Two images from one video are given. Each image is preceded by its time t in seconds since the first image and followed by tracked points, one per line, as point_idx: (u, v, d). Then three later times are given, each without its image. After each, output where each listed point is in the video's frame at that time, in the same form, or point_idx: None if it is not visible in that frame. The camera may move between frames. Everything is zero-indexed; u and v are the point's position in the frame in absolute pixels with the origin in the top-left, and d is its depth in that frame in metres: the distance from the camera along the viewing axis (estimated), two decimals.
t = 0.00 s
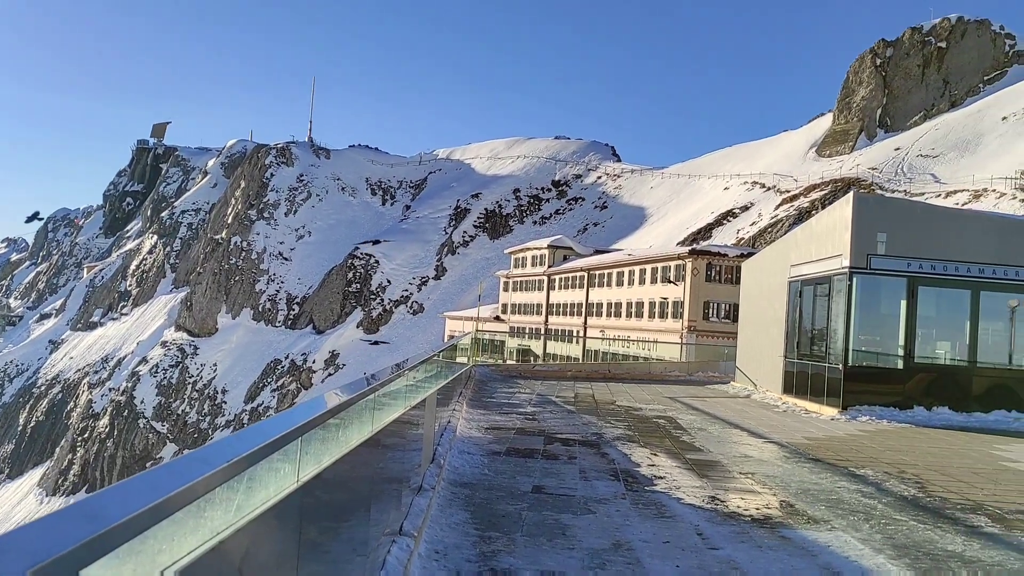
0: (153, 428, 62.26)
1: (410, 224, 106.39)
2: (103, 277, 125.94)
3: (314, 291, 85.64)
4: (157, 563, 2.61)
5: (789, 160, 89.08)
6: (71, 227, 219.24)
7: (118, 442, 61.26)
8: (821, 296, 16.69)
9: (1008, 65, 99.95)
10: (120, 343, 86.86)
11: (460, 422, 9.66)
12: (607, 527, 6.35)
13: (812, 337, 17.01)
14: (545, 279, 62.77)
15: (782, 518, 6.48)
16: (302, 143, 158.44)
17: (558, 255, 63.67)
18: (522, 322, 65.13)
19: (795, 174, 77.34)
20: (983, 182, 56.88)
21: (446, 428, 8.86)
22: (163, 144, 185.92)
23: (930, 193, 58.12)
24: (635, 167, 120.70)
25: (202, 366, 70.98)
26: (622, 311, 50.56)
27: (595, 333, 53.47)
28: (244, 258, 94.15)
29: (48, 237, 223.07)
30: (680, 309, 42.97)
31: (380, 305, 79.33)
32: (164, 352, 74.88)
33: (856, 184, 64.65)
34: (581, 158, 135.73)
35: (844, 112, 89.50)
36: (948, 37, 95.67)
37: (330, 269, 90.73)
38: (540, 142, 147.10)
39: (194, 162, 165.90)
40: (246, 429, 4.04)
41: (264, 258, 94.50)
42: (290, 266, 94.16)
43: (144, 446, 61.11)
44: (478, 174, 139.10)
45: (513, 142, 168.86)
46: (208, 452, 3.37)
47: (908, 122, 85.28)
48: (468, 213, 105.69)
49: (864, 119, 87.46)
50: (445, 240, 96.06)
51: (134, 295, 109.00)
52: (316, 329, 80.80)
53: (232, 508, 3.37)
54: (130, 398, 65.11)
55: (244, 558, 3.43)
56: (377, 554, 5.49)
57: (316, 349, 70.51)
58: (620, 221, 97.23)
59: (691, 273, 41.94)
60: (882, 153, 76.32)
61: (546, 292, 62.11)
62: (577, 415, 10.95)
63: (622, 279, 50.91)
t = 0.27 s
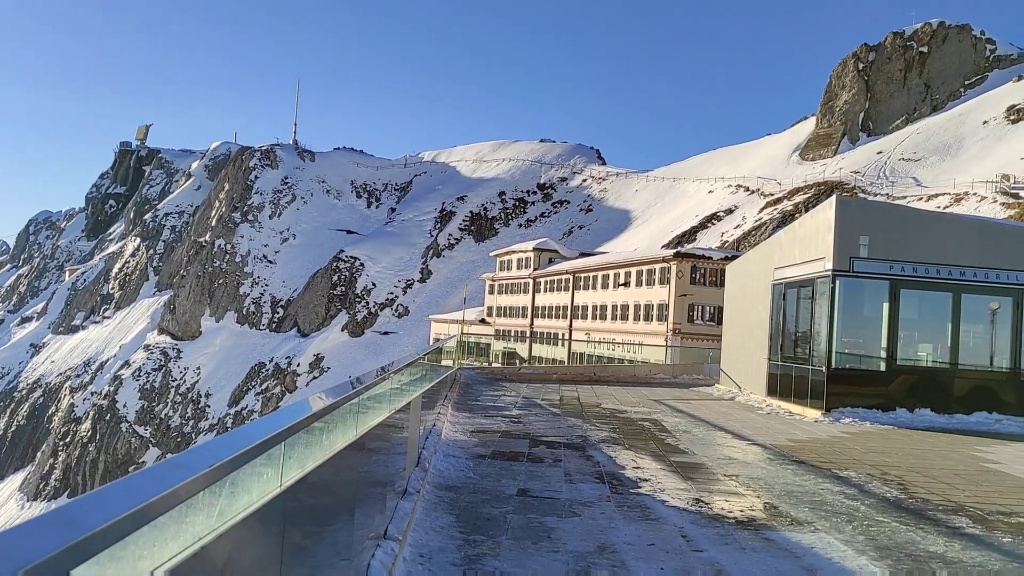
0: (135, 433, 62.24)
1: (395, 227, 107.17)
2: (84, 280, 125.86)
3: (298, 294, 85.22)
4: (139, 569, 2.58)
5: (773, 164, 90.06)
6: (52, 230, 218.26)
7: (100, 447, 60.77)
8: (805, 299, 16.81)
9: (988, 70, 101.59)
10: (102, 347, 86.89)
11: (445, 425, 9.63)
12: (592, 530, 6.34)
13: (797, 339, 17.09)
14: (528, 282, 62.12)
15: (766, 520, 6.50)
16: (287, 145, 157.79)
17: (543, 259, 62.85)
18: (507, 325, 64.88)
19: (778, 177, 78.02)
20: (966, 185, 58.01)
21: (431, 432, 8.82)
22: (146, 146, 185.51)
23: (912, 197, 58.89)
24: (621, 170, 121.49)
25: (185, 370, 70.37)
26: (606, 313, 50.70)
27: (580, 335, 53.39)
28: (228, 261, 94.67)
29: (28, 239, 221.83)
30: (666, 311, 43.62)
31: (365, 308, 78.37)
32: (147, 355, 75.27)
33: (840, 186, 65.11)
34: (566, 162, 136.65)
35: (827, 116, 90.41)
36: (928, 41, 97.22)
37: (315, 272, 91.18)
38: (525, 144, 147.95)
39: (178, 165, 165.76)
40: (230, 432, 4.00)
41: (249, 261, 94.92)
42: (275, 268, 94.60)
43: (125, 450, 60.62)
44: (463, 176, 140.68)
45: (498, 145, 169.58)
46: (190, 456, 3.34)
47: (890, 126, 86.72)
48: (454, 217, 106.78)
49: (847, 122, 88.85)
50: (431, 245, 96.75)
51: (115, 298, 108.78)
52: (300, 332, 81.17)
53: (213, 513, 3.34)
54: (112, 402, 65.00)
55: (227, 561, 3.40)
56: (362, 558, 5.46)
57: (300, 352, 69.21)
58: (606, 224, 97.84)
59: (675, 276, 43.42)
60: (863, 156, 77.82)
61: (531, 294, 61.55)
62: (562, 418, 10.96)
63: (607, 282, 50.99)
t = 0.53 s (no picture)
0: (118, 436, 61.80)
1: (380, 230, 107.90)
2: (65, 283, 125.90)
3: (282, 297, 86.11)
4: None
5: (757, 168, 91.04)
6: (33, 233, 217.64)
7: (82, 451, 60.30)
8: (788, 302, 16.90)
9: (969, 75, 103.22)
10: (83, 350, 86.95)
11: (430, 429, 9.61)
12: (576, 533, 6.32)
13: (780, 342, 17.18)
14: (513, 285, 62.54)
15: (750, 523, 6.52)
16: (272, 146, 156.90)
17: (528, 262, 63.07)
18: (492, 329, 64.57)
19: (762, 181, 78.72)
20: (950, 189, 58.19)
21: (415, 436, 8.80)
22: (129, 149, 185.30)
23: (895, 201, 59.51)
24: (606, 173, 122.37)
25: (167, 373, 70.03)
26: (592, 317, 51.03)
27: (566, 339, 53.75)
28: (212, 263, 93.82)
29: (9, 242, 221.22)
30: (652, 314, 43.81)
31: (350, 311, 80.53)
32: (130, 359, 75.16)
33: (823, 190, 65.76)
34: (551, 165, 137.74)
35: (810, 121, 92.00)
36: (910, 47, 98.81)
37: (299, 274, 91.10)
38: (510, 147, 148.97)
39: (161, 168, 165.91)
40: (213, 435, 3.96)
41: (232, 263, 93.26)
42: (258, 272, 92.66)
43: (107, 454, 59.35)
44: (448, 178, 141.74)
45: (483, 147, 170.40)
46: (172, 461, 3.30)
47: (872, 130, 88.17)
48: (439, 219, 107.61)
49: (830, 126, 89.51)
50: (416, 246, 97.46)
51: (97, 301, 108.66)
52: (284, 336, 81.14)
53: (196, 518, 3.30)
54: (95, 405, 64.95)
55: (210, 566, 3.38)
56: (345, 563, 5.41)
57: (284, 356, 70.31)
58: (590, 227, 98.51)
59: (660, 279, 43.48)
60: (846, 161, 79.16)
61: (516, 298, 61.92)
62: (547, 421, 10.97)
63: (593, 285, 51.17)
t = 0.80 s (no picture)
0: (99, 442, 60.86)
1: (365, 233, 108.48)
2: (46, 286, 125.84)
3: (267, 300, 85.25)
4: None
5: (740, 173, 91.79)
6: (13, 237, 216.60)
7: (61, 456, 59.79)
8: (771, 305, 16.99)
9: (949, 79, 104.75)
10: (64, 354, 87.00)
11: (413, 433, 9.58)
12: (559, 537, 6.30)
13: (763, 345, 17.27)
14: (498, 289, 62.73)
15: (733, 525, 6.53)
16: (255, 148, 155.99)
17: (512, 265, 62.86)
18: (477, 332, 64.37)
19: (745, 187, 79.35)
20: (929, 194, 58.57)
21: (398, 439, 8.77)
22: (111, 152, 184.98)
23: (876, 205, 60.17)
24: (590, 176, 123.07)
25: (149, 378, 70.33)
26: (576, 320, 51.17)
27: (550, 342, 53.92)
28: (194, 267, 92.95)
29: None
30: (635, 317, 43.94)
31: (334, 314, 80.24)
32: (111, 363, 75.01)
33: (805, 195, 66.33)
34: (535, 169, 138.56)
35: (793, 126, 93.21)
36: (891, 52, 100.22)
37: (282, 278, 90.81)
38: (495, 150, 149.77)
39: (143, 170, 165.61)
40: (192, 439, 3.92)
41: (215, 266, 93.59)
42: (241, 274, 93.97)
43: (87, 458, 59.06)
44: (433, 182, 142.50)
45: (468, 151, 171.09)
46: (150, 465, 3.26)
47: (854, 135, 89.39)
48: (423, 222, 108.22)
49: (812, 132, 91.99)
50: (400, 250, 97.94)
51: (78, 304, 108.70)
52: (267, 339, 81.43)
53: (174, 523, 3.27)
54: (74, 410, 63.76)
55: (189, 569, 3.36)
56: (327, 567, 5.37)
57: (268, 359, 71.45)
58: (574, 231, 99.01)
59: (644, 283, 43.67)
60: (829, 166, 80.28)
61: (500, 302, 62.14)
62: (531, 425, 10.98)
63: (577, 288, 51.19)
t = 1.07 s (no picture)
0: (79, 446, 61.25)
1: (348, 236, 109.20)
2: (25, 289, 125.49)
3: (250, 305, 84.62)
4: None
5: (724, 177, 92.50)
6: None
7: (41, 460, 59.98)
8: (754, 309, 17.07)
9: (929, 85, 106.26)
10: (43, 357, 86.84)
11: (396, 436, 9.56)
12: (542, 541, 6.26)
13: (745, 349, 17.37)
14: (481, 292, 62.54)
15: (714, 529, 6.55)
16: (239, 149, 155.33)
17: (497, 268, 63.25)
18: (461, 335, 64.09)
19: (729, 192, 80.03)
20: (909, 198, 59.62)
21: (381, 443, 8.73)
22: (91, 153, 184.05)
23: (857, 210, 60.80)
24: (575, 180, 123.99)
25: (130, 381, 69.78)
26: (560, 323, 51.28)
27: (534, 345, 54.02)
28: (176, 269, 94.07)
29: None
30: (619, 321, 44.15)
31: (317, 318, 78.26)
32: (92, 366, 74.85)
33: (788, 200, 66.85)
34: (520, 172, 139.30)
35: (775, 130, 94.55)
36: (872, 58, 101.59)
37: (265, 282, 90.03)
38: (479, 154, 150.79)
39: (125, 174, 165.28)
40: (172, 444, 3.88)
41: (197, 269, 94.87)
42: (223, 277, 94.75)
43: (67, 463, 59.70)
44: (417, 185, 143.31)
45: (453, 155, 172.02)
46: (128, 470, 3.23)
47: (836, 140, 90.53)
48: (408, 225, 108.76)
49: (794, 137, 93.76)
50: (384, 253, 98.15)
51: (58, 307, 108.62)
52: (250, 342, 79.51)
53: (152, 528, 3.23)
54: (55, 414, 64.93)
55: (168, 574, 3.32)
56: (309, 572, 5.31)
57: (250, 363, 68.95)
58: (559, 234, 99.53)
59: (627, 287, 43.98)
60: (812, 171, 81.32)
61: (484, 305, 61.99)
62: (514, 428, 10.98)
63: (562, 291, 51.33)
